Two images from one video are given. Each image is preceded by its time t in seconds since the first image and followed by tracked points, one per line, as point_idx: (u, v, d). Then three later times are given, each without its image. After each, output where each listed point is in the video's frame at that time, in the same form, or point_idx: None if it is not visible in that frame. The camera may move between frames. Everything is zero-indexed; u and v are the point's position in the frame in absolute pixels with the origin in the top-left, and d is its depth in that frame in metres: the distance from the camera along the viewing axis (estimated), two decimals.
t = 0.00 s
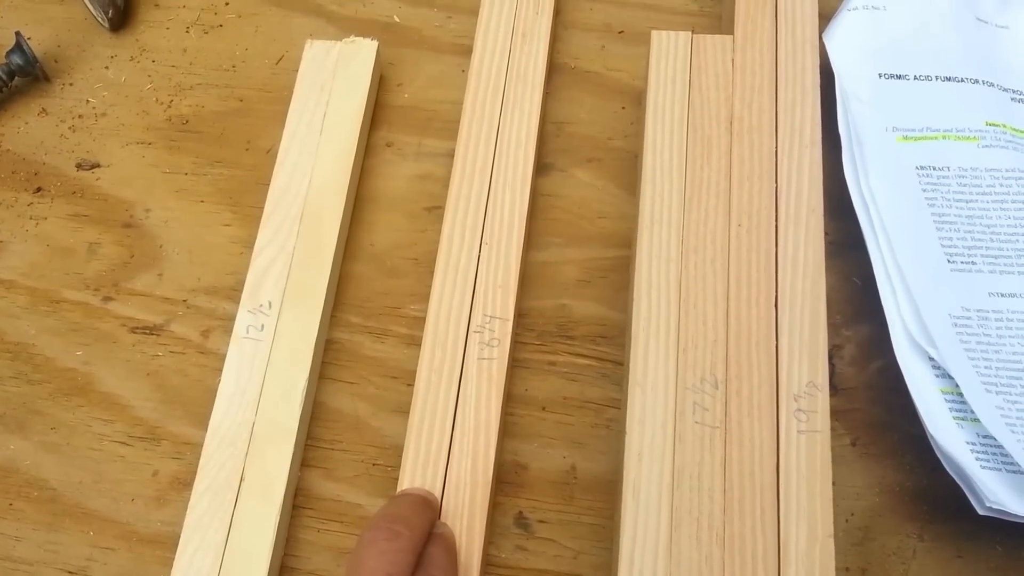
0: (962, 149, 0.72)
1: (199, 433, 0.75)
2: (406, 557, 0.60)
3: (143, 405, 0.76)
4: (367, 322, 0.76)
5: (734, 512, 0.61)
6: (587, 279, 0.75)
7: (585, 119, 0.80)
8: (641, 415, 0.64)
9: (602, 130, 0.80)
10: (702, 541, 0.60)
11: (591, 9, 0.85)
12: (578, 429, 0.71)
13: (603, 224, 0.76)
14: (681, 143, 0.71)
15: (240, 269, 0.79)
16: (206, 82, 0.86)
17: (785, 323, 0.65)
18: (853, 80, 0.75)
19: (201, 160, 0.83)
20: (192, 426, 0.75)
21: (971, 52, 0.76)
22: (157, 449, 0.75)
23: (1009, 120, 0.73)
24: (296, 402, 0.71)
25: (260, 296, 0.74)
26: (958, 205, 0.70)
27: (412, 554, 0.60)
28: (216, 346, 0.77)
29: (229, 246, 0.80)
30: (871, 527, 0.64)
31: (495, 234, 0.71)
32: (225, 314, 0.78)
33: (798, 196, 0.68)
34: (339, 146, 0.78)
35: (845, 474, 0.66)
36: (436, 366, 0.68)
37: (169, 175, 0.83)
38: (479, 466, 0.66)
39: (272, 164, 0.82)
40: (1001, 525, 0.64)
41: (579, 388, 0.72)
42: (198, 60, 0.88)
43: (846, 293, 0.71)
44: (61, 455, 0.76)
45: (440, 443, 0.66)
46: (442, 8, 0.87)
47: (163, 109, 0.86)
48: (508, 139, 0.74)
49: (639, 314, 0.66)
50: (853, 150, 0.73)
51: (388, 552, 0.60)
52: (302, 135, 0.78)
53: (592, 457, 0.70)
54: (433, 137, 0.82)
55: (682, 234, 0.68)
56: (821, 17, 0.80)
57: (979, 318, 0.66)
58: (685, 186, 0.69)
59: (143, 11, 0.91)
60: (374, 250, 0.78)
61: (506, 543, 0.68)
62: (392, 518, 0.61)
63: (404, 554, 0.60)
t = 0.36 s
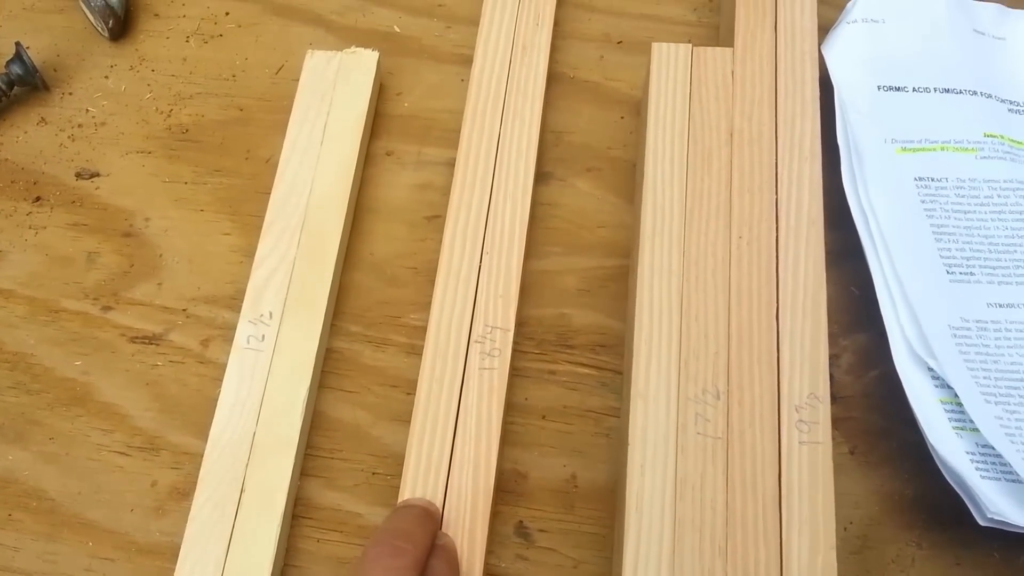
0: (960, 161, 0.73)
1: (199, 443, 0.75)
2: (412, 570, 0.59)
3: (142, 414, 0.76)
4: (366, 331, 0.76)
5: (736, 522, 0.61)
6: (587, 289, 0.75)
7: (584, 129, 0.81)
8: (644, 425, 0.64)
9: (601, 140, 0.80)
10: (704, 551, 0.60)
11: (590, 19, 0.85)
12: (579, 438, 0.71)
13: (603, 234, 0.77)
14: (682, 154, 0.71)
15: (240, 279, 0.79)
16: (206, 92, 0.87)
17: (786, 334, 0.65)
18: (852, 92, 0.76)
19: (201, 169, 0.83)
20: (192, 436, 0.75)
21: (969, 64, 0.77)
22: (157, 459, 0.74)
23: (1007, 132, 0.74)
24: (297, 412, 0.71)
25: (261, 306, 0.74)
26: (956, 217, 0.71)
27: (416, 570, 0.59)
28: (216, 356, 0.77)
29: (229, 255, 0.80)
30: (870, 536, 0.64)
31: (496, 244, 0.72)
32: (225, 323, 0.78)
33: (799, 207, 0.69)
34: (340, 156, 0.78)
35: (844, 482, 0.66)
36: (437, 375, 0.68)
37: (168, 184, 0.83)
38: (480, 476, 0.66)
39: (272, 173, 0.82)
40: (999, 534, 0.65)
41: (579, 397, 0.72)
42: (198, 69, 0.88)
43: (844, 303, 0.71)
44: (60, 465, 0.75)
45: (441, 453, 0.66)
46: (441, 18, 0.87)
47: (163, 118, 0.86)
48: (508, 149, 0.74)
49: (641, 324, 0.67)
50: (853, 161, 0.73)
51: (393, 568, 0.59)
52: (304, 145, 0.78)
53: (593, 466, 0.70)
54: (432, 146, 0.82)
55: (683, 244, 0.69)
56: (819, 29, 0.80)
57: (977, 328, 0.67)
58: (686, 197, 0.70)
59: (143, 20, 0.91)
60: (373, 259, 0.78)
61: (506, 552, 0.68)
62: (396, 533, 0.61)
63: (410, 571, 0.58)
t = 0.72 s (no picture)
0: (958, 167, 0.73)
1: (200, 449, 0.75)
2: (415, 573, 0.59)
3: (142, 420, 0.76)
4: (367, 337, 0.76)
5: (737, 527, 0.61)
6: (587, 294, 0.75)
7: (584, 135, 0.81)
8: (645, 430, 0.64)
9: (601, 146, 0.80)
10: (706, 556, 0.60)
11: (590, 26, 0.86)
12: (580, 444, 0.71)
13: (603, 240, 0.77)
14: (682, 160, 0.71)
15: (241, 284, 0.79)
16: (206, 97, 0.87)
17: (787, 340, 0.65)
18: (851, 98, 0.76)
19: (201, 175, 0.83)
20: (192, 442, 0.75)
21: (967, 71, 0.77)
22: (157, 464, 0.74)
23: (1005, 138, 0.75)
24: (298, 417, 0.71)
25: (262, 311, 0.74)
26: (955, 223, 0.71)
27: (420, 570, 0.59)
28: (216, 361, 0.77)
29: (230, 261, 0.80)
30: (870, 541, 0.64)
31: (497, 250, 0.72)
32: (225, 329, 0.78)
33: (799, 213, 0.69)
34: (340, 162, 0.78)
35: (844, 488, 0.66)
36: (438, 380, 0.68)
37: (169, 190, 0.83)
38: (482, 481, 0.66)
39: (272, 179, 0.82)
40: (998, 538, 0.65)
41: (579, 403, 0.72)
42: (198, 75, 0.88)
43: (844, 308, 0.71)
44: (59, 471, 0.75)
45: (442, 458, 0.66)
46: (441, 25, 0.87)
47: (163, 123, 0.86)
48: (508, 155, 0.74)
49: (643, 329, 0.67)
50: (852, 168, 0.74)
51: (396, 569, 0.58)
52: (305, 151, 0.78)
53: (594, 472, 0.70)
54: (433, 152, 0.82)
55: (683, 250, 0.69)
56: (819, 35, 0.81)
57: (976, 334, 0.67)
58: (686, 203, 0.70)
59: (143, 26, 0.91)
60: (374, 264, 0.78)
61: (508, 558, 0.68)
62: (399, 535, 0.61)
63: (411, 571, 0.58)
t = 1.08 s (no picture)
0: (957, 169, 0.74)
1: (200, 450, 0.74)
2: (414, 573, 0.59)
3: (142, 422, 0.76)
4: (368, 338, 0.76)
5: (738, 528, 0.61)
6: (588, 296, 0.75)
7: (584, 137, 0.81)
8: (646, 432, 0.64)
9: (601, 148, 0.81)
10: (707, 557, 0.61)
11: (591, 28, 0.86)
12: (581, 445, 0.71)
13: (603, 241, 0.77)
14: (682, 162, 0.72)
15: (241, 286, 0.79)
16: (206, 99, 0.87)
17: (787, 340, 0.65)
18: (850, 101, 0.77)
19: (202, 176, 0.83)
20: (193, 443, 0.75)
21: (966, 73, 0.78)
22: (157, 466, 0.74)
23: (1003, 140, 0.75)
24: (298, 418, 0.71)
25: (263, 312, 0.74)
26: (954, 224, 0.71)
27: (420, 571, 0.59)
28: (217, 363, 0.77)
29: (230, 262, 0.80)
30: (870, 542, 0.65)
31: (498, 251, 0.72)
32: (226, 330, 0.78)
33: (799, 215, 0.69)
34: (341, 164, 0.78)
35: (844, 489, 0.66)
36: (439, 381, 0.68)
37: (169, 191, 0.83)
38: (483, 482, 0.66)
39: (272, 180, 0.82)
40: (997, 539, 0.65)
41: (580, 404, 0.72)
42: (199, 76, 0.88)
43: (844, 310, 0.72)
44: (59, 473, 0.74)
45: (443, 460, 0.66)
46: (442, 27, 0.87)
47: (163, 124, 0.86)
48: (509, 157, 0.75)
49: (643, 330, 0.67)
50: (852, 169, 0.74)
51: (395, 569, 0.58)
52: (305, 152, 0.78)
53: (595, 473, 0.70)
54: (434, 154, 0.82)
55: (684, 252, 0.69)
56: (817, 38, 0.81)
57: (975, 335, 0.67)
58: (686, 205, 0.70)
59: (143, 27, 0.91)
60: (375, 266, 0.79)
61: (509, 559, 0.68)
62: (399, 536, 0.61)
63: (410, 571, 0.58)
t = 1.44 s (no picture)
0: (955, 169, 0.74)
1: (201, 450, 0.74)
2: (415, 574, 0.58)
3: (143, 422, 0.75)
4: (369, 338, 0.76)
5: (739, 528, 0.61)
6: (589, 295, 0.76)
7: (585, 137, 0.81)
8: (647, 431, 0.65)
9: (602, 148, 0.81)
10: (708, 557, 0.61)
11: (591, 28, 0.86)
12: (583, 445, 0.71)
13: (604, 241, 0.77)
14: (682, 163, 0.72)
15: (242, 285, 0.79)
16: (206, 98, 0.86)
17: (786, 340, 0.66)
18: (849, 101, 0.77)
19: (202, 175, 0.83)
20: (193, 443, 0.74)
21: (963, 73, 0.78)
22: (157, 466, 0.74)
23: (1001, 141, 0.75)
24: (299, 418, 0.71)
25: (263, 311, 0.74)
26: (952, 224, 0.72)
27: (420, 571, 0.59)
28: (217, 362, 0.77)
29: (231, 262, 0.80)
30: (871, 541, 0.65)
31: (498, 251, 0.72)
32: (227, 330, 0.78)
33: (798, 215, 0.69)
34: (342, 163, 0.78)
35: (845, 488, 0.67)
36: (440, 381, 0.68)
37: (170, 191, 0.83)
38: (484, 482, 0.66)
39: (273, 180, 0.82)
40: (997, 537, 0.66)
41: (582, 404, 0.72)
42: (199, 76, 0.88)
43: (844, 310, 0.72)
44: (59, 473, 0.74)
45: (444, 459, 0.66)
46: (442, 26, 0.87)
47: (164, 124, 0.86)
48: (510, 157, 0.75)
49: (644, 329, 0.67)
50: (851, 170, 0.74)
51: (395, 570, 0.58)
52: (306, 151, 0.78)
53: (596, 472, 0.70)
54: (435, 153, 0.82)
55: (684, 252, 0.69)
56: (817, 39, 0.81)
57: (974, 334, 0.68)
58: (686, 205, 0.70)
59: (143, 26, 0.91)
60: (376, 265, 0.79)
61: (511, 559, 0.68)
62: (399, 537, 0.61)
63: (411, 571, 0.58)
